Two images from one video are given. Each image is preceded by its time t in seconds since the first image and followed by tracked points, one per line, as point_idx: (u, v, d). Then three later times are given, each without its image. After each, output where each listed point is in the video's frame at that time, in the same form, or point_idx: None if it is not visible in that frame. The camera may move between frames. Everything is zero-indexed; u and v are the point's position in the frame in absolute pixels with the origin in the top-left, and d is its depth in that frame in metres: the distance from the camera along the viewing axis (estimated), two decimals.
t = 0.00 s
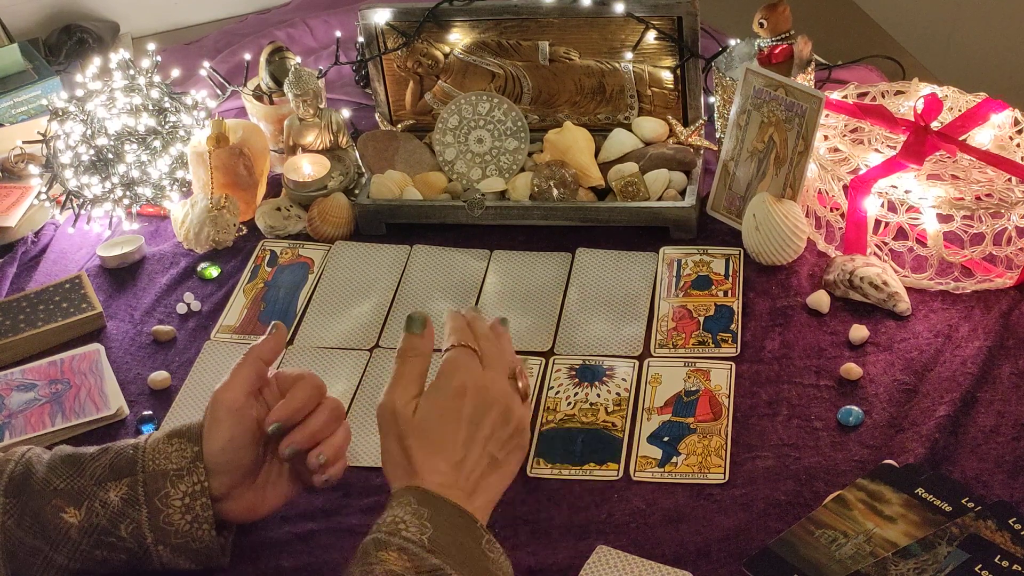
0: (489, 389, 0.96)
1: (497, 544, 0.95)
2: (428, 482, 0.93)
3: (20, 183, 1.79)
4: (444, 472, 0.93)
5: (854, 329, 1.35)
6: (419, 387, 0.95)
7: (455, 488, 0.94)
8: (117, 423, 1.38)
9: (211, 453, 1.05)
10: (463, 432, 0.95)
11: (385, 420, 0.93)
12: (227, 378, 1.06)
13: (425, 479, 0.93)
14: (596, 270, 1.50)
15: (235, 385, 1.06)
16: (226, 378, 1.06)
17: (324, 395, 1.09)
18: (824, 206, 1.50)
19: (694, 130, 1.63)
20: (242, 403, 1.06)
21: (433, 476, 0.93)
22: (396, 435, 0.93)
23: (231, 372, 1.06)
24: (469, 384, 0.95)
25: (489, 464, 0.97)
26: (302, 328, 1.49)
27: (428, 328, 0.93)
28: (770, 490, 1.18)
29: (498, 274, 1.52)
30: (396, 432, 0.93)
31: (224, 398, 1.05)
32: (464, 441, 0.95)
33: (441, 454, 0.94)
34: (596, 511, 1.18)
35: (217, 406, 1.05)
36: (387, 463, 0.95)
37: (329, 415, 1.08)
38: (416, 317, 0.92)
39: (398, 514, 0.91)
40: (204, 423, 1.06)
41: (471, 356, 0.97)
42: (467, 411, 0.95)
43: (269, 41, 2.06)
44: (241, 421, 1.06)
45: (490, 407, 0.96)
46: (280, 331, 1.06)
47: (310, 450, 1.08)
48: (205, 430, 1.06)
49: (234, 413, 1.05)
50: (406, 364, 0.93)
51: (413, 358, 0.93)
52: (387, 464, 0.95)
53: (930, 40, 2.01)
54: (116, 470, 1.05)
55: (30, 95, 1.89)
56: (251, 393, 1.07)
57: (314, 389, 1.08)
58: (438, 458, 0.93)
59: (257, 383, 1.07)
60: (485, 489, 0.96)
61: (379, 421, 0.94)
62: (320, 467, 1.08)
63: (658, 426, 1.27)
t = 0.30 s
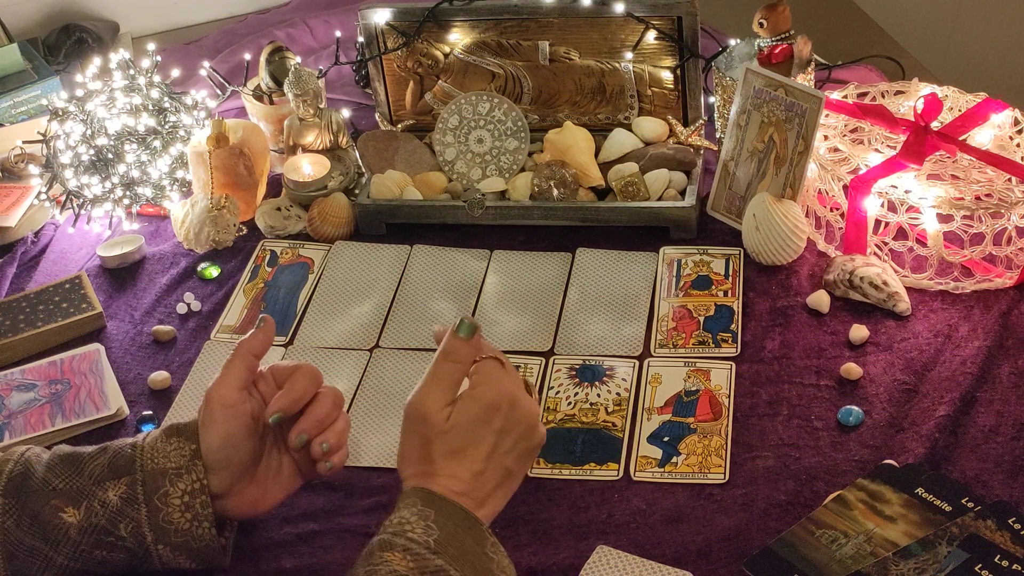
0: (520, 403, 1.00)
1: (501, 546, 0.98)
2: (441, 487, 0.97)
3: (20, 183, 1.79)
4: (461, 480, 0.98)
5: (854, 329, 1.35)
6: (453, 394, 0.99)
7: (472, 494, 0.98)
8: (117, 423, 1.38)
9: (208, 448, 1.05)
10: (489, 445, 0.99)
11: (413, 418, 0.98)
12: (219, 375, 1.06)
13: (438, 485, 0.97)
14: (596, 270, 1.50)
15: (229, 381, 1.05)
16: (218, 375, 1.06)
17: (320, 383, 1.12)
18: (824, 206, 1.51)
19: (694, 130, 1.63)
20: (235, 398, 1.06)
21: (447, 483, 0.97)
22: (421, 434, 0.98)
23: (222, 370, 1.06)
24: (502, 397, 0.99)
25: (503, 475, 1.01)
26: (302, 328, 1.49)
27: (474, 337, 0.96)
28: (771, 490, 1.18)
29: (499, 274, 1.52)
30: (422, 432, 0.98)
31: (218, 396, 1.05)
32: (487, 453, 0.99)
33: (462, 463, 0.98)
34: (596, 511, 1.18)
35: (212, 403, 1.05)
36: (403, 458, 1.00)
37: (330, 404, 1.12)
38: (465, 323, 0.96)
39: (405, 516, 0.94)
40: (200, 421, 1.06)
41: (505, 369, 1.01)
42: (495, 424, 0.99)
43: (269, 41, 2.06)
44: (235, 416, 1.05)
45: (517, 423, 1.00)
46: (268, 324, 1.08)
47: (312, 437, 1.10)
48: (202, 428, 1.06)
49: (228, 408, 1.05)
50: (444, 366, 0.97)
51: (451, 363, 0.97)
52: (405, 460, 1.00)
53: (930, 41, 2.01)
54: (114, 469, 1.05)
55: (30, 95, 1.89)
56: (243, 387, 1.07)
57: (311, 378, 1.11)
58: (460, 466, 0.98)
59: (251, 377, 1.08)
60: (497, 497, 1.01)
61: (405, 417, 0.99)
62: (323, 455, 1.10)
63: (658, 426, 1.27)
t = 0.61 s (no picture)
0: (534, 411, 1.00)
1: (507, 550, 0.98)
2: (452, 490, 0.97)
3: (20, 183, 1.79)
4: (472, 485, 0.98)
5: (854, 329, 1.35)
6: (467, 398, 0.99)
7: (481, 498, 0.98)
8: (117, 423, 1.38)
9: (208, 449, 1.05)
10: (501, 450, 0.99)
11: (427, 420, 0.98)
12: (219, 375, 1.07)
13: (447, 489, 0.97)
14: (596, 270, 1.50)
15: (228, 381, 1.06)
16: (217, 375, 1.07)
17: (320, 384, 1.12)
18: (824, 206, 1.51)
19: (694, 130, 1.63)
20: (235, 398, 1.06)
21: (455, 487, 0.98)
22: (435, 437, 0.98)
23: (222, 370, 1.07)
24: (517, 404, 0.99)
25: (513, 482, 1.01)
26: (302, 328, 1.49)
27: (490, 342, 0.95)
28: (770, 490, 1.18)
29: (499, 274, 1.52)
30: (436, 436, 0.98)
31: (217, 396, 1.05)
32: (499, 459, 0.99)
33: (474, 468, 0.98)
34: (597, 511, 1.18)
35: (212, 403, 1.06)
36: (415, 461, 1.01)
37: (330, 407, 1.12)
38: (482, 328, 0.94)
39: (413, 518, 0.95)
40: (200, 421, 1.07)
41: (519, 375, 1.01)
42: (508, 431, 0.99)
43: (269, 41, 2.06)
44: (235, 415, 1.06)
45: (530, 430, 1.00)
46: (268, 325, 1.07)
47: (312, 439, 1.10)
48: (202, 428, 1.06)
49: (228, 408, 1.06)
50: (459, 370, 0.97)
51: (466, 368, 0.96)
52: (417, 462, 1.00)
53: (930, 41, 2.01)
54: (114, 470, 1.05)
55: (30, 95, 1.89)
56: (244, 387, 1.07)
57: (310, 380, 1.10)
58: (471, 470, 0.98)
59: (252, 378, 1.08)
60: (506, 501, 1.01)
61: (418, 420, 0.99)
62: (323, 457, 1.10)
63: (658, 426, 1.27)
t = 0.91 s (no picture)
0: (536, 412, 1.00)
1: (509, 552, 0.98)
2: (453, 492, 0.97)
3: (20, 183, 1.79)
4: (473, 487, 0.98)
5: (854, 329, 1.35)
6: (469, 399, 0.98)
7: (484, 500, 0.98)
8: (117, 423, 1.38)
9: (207, 450, 1.05)
10: (502, 452, 0.99)
11: (428, 421, 0.98)
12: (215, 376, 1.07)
13: (447, 490, 0.97)
14: (596, 270, 1.50)
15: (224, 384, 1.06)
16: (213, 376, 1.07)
17: (318, 387, 1.12)
18: (824, 206, 1.50)
19: (694, 130, 1.63)
20: (231, 400, 1.06)
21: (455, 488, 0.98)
22: (436, 438, 0.98)
23: (218, 372, 1.07)
24: (518, 405, 0.98)
25: (516, 483, 1.01)
26: (302, 328, 1.49)
27: (491, 343, 0.95)
28: (770, 490, 1.18)
29: (499, 274, 1.52)
30: (437, 437, 0.98)
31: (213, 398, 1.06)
32: (501, 460, 0.99)
33: (476, 469, 0.98)
34: (596, 511, 1.18)
35: (208, 405, 1.06)
36: (417, 462, 1.00)
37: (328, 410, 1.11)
38: (483, 328, 0.95)
39: (415, 518, 0.95)
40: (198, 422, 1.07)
41: (521, 376, 1.01)
42: (510, 432, 0.99)
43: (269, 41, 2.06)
44: (232, 417, 1.06)
45: (533, 431, 1.00)
46: (263, 325, 1.07)
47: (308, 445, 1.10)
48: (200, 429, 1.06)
49: (225, 409, 1.06)
50: (460, 372, 0.97)
51: (467, 369, 0.97)
52: (418, 464, 1.00)
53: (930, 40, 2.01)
54: (114, 470, 1.05)
55: (30, 95, 1.89)
56: (240, 389, 1.07)
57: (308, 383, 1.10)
58: (472, 472, 0.98)
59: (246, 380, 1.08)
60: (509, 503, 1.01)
61: (420, 421, 0.99)
62: (319, 463, 1.10)
63: (658, 426, 1.27)
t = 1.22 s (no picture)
0: (536, 413, 1.00)
1: (511, 555, 0.97)
2: (456, 494, 0.97)
3: (20, 183, 1.79)
4: (475, 489, 0.97)
5: (854, 329, 1.35)
6: (470, 401, 0.99)
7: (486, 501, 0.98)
8: (117, 424, 1.38)
9: (203, 452, 1.05)
10: (504, 453, 0.99)
11: (430, 423, 0.98)
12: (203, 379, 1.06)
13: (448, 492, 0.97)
14: (596, 270, 1.50)
15: (213, 386, 1.06)
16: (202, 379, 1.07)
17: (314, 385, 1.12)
18: (824, 206, 1.50)
19: (694, 130, 1.63)
20: (222, 399, 1.06)
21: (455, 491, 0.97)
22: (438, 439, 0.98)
23: (206, 374, 1.06)
24: (520, 407, 0.99)
25: (518, 485, 1.01)
26: (302, 328, 1.48)
27: (491, 344, 0.97)
28: (771, 490, 1.18)
29: (499, 274, 1.52)
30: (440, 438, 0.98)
31: (204, 401, 1.05)
32: (502, 462, 0.99)
33: (478, 472, 0.98)
34: (597, 511, 1.18)
35: (199, 408, 1.05)
36: (417, 465, 1.00)
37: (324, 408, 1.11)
38: (482, 329, 0.96)
39: (416, 521, 0.94)
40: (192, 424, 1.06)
41: (520, 379, 1.02)
42: (512, 434, 0.99)
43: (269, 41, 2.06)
44: (224, 417, 1.06)
45: (534, 433, 1.01)
46: (246, 321, 1.07)
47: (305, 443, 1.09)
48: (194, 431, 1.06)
49: (217, 411, 1.06)
50: (461, 373, 0.97)
51: (468, 370, 0.97)
52: (420, 467, 1.00)
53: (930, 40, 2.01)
54: (113, 470, 1.04)
55: (30, 95, 1.89)
56: (229, 389, 1.07)
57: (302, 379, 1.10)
58: (475, 474, 0.98)
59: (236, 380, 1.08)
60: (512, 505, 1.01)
61: (421, 423, 0.99)
62: (315, 461, 1.10)
63: (658, 426, 1.27)
